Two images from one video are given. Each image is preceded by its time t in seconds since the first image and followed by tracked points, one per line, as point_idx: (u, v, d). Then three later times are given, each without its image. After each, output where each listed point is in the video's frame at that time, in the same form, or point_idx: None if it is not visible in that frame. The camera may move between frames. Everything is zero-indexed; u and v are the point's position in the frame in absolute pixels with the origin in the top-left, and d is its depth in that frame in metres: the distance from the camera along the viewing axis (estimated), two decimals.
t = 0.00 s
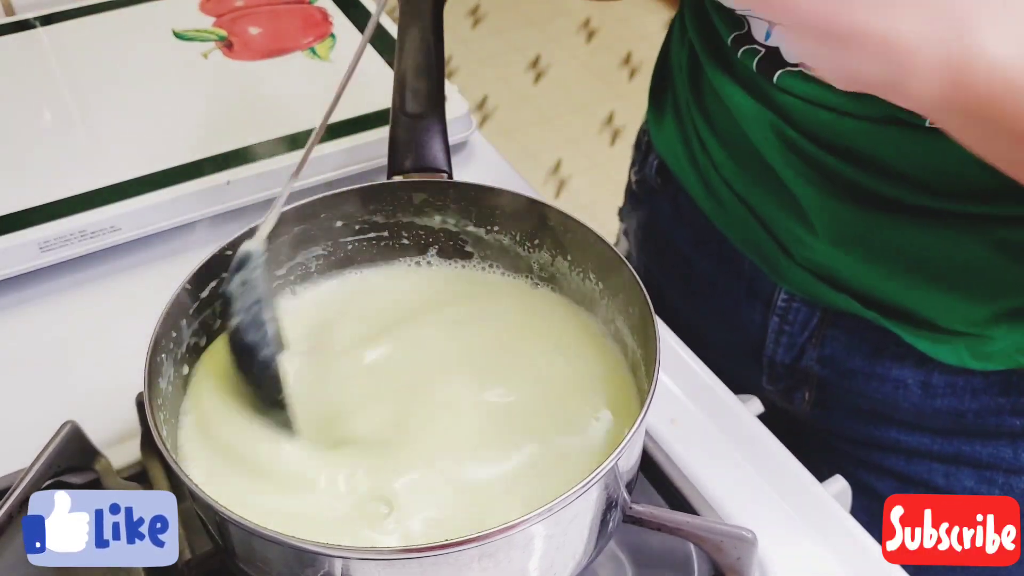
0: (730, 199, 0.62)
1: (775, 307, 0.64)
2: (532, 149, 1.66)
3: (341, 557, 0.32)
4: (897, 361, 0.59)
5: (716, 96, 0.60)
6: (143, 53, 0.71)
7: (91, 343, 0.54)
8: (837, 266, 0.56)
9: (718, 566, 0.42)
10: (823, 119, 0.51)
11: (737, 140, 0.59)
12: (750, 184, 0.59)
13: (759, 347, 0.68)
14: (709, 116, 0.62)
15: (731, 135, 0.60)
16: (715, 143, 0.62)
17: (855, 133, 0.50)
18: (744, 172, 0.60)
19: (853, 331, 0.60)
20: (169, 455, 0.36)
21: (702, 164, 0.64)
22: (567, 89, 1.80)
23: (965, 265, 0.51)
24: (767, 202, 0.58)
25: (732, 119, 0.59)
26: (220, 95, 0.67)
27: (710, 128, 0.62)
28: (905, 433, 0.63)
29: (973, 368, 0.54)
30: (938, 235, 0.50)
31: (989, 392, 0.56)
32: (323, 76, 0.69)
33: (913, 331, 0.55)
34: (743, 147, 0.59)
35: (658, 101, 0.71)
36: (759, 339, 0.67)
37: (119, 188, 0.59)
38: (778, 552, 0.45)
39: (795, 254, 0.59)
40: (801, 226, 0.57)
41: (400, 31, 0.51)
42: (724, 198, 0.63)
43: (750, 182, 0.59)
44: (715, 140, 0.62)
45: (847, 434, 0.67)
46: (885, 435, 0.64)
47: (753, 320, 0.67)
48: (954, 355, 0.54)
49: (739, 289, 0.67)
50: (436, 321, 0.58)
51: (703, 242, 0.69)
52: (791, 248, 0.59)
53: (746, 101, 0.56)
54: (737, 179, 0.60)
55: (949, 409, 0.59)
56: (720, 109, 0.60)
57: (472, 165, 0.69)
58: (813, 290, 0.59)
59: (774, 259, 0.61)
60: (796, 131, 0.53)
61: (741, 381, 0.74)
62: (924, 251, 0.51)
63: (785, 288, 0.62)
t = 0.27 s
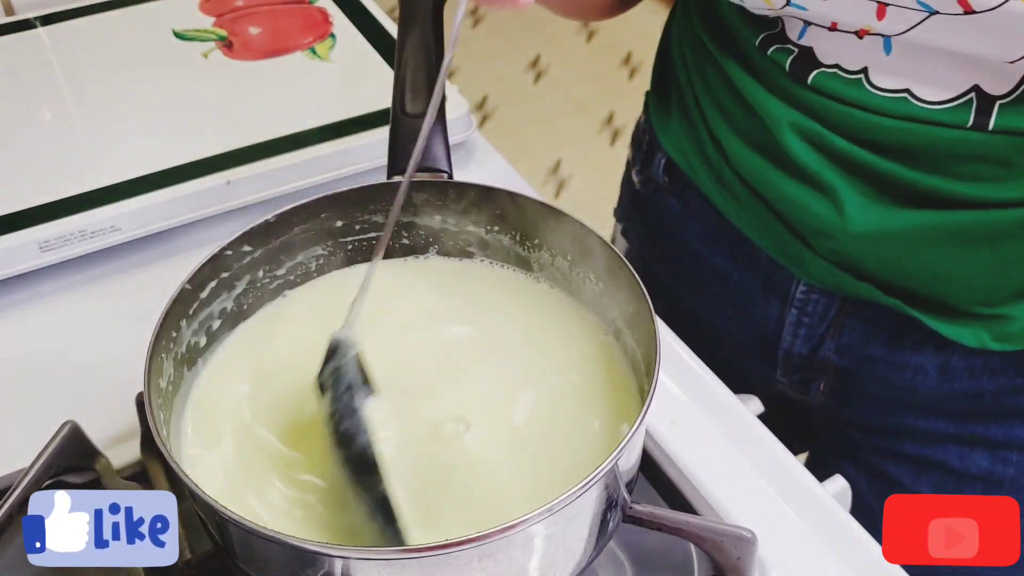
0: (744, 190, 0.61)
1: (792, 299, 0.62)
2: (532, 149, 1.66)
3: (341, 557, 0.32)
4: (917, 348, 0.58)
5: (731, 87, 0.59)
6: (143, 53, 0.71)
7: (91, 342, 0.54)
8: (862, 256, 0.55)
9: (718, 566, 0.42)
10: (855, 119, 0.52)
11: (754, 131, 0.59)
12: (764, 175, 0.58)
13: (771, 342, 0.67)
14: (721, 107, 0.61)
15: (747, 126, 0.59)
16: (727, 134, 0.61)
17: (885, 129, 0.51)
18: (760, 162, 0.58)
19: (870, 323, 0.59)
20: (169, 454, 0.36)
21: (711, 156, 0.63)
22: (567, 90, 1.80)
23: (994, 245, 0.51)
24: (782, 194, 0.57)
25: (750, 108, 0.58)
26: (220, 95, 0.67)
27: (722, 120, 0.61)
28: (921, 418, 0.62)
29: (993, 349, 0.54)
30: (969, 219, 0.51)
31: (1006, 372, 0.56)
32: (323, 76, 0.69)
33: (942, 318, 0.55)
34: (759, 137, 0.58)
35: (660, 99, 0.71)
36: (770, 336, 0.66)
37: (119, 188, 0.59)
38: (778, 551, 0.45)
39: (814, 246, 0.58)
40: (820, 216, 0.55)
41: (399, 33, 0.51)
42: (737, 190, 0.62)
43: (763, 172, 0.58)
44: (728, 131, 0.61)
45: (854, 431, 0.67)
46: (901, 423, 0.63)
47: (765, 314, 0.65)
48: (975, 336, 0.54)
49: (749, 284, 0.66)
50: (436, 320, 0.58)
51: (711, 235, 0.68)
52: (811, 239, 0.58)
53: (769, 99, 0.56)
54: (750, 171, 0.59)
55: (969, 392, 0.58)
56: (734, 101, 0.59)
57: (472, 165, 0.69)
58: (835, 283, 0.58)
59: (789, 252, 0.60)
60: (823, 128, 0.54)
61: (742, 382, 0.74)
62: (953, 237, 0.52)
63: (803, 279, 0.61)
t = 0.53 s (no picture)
0: (753, 179, 0.61)
1: (805, 286, 0.62)
2: (532, 149, 1.66)
3: (342, 557, 0.32)
4: (929, 328, 0.58)
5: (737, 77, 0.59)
6: (145, 53, 0.71)
7: (92, 342, 0.54)
8: (876, 241, 0.55)
9: (717, 565, 0.42)
10: (866, 110, 0.52)
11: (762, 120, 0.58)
12: (774, 164, 0.58)
13: (782, 332, 0.67)
14: (726, 96, 0.61)
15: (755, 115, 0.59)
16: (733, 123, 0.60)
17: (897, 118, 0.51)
18: (769, 150, 0.58)
19: (879, 317, 0.60)
20: (170, 453, 0.36)
21: (718, 146, 0.63)
22: (566, 90, 1.81)
23: (1005, 225, 0.52)
24: (793, 183, 0.57)
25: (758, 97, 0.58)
26: (221, 96, 0.67)
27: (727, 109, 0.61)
28: (930, 396, 0.62)
29: (1005, 327, 0.55)
30: (980, 202, 0.51)
31: (1014, 349, 0.56)
32: (323, 77, 0.70)
33: (956, 299, 0.56)
34: (768, 126, 0.58)
35: (657, 90, 0.71)
36: (782, 326, 0.66)
37: (121, 188, 0.59)
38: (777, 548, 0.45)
39: (827, 234, 0.58)
40: (835, 205, 0.55)
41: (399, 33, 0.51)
42: (745, 179, 0.61)
43: (772, 161, 0.58)
44: (734, 119, 0.60)
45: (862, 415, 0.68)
46: (910, 403, 0.63)
47: (775, 305, 0.65)
48: (986, 315, 0.55)
49: (756, 277, 0.66)
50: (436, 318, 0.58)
51: (718, 226, 0.67)
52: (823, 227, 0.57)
53: (778, 90, 0.56)
54: (759, 159, 0.59)
55: (978, 369, 0.58)
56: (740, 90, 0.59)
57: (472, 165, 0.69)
58: (849, 269, 0.58)
59: (801, 240, 0.60)
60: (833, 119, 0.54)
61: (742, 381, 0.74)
62: (965, 219, 0.52)
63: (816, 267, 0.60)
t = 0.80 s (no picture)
0: (742, 158, 0.61)
1: (791, 263, 0.62)
2: (532, 149, 1.66)
3: (342, 557, 0.32)
4: (910, 303, 0.58)
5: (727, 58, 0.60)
6: (145, 53, 0.72)
7: (92, 341, 0.54)
8: (862, 218, 0.55)
9: (717, 565, 0.42)
10: (851, 89, 0.52)
11: (753, 100, 0.59)
12: (763, 143, 0.58)
13: (766, 308, 0.66)
14: (716, 76, 0.61)
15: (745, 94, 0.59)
16: (724, 104, 0.60)
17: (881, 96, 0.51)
18: (758, 130, 0.59)
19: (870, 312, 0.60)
20: (170, 453, 0.36)
21: (707, 124, 0.63)
22: (566, 89, 1.81)
23: (986, 201, 0.51)
24: (779, 161, 0.57)
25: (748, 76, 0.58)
26: (220, 96, 0.67)
27: (718, 90, 0.61)
28: (910, 372, 0.61)
29: (983, 303, 0.55)
30: (962, 180, 0.51)
31: (993, 325, 0.55)
32: (323, 77, 0.70)
33: (937, 275, 0.55)
34: (758, 106, 0.58)
35: (651, 73, 0.71)
36: (767, 302, 0.66)
37: (120, 188, 0.59)
38: (773, 546, 0.45)
39: (814, 211, 0.58)
40: (820, 182, 0.55)
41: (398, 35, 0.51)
42: (734, 159, 0.62)
43: (761, 139, 0.58)
44: (724, 99, 0.61)
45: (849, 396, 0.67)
46: (890, 378, 0.62)
47: (760, 281, 0.65)
48: (966, 291, 0.55)
49: (744, 259, 0.65)
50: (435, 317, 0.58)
51: (705, 204, 0.66)
52: (811, 205, 0.58)
53: (766, 70, 0.56)
54: (748, 138, 0.59)
55: (957, 346, 0.58)
56: (731, 71, 0.60)
57: (472, 165, 0.69)
58: (835, 247, 0.58)
59: (788, 218, 0.60)
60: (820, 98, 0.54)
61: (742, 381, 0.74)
62: (947, 197, 0.52)
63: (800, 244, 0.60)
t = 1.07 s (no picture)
0: (739, 146, 0.61)
1: (785, 252, 0.62)
2: (533, 149, 1.66)
3: (342, 556, 0.32)
4: (904, 291, 0.58)
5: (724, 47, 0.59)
6: (145, 53, 0.71)
7: (92, 342, 0.54)
8: (858, 206, 0.55)
9: (717, 565, 0.42)
10: (850, 79, 0.52)
11: (749, 89, 0.58)
12: (758, 132, 0.58)
13: (761, 297, 0.66)
14: (714, 65, 0.61)
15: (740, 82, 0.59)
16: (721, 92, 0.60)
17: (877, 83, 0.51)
18: (754, 119, 0.58)
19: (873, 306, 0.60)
20: (170, 454, 0.36)
21: (703, 112, 0.63)
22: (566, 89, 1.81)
23: (980, 189, 0.52)
24: (775, 148, 0.57)
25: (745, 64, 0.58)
26: (220, 97, 0.67)
27: (715, 78, 0.61)
28: (902, 361, 0.62)
29: (975, 291, 0.55)
30: (957, 167, 0.51)
31: (983, 313, 0.56)
32: (323, 77, 0.69)
33: (929, 261, 0.56)
34: (754, 95, 0.58)
35: (645, 61, 0.71)
36: (761, 292, 0.65)
37: (120, 188, 0.59)
38: (771, 543, 0.45)
39: (809, 200, 0.58)
40: (815, 171, 0.55)
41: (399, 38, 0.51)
42: (730, 149, 0.61)
43: (756, 128, 0.58)
44: (722, 88, 0.60)
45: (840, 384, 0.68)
46: (883, 367, 0.63)
47: (754, 270, 0.65)
48: (959, 278, 0.55)
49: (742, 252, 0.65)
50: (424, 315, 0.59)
51: (701, 194, 0.66)
52: (807, 193, 0.57)
53: (764, 59, 0.56)
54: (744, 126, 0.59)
55: (950, 333, 0.58)
56: (727, 60, 0.60)
57: (472, 165, 0.69)
58: (831, 236, 0.58)
59: (783, 207, 0.60)
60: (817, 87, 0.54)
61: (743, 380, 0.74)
62: (942, 184, 0.52)
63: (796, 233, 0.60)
